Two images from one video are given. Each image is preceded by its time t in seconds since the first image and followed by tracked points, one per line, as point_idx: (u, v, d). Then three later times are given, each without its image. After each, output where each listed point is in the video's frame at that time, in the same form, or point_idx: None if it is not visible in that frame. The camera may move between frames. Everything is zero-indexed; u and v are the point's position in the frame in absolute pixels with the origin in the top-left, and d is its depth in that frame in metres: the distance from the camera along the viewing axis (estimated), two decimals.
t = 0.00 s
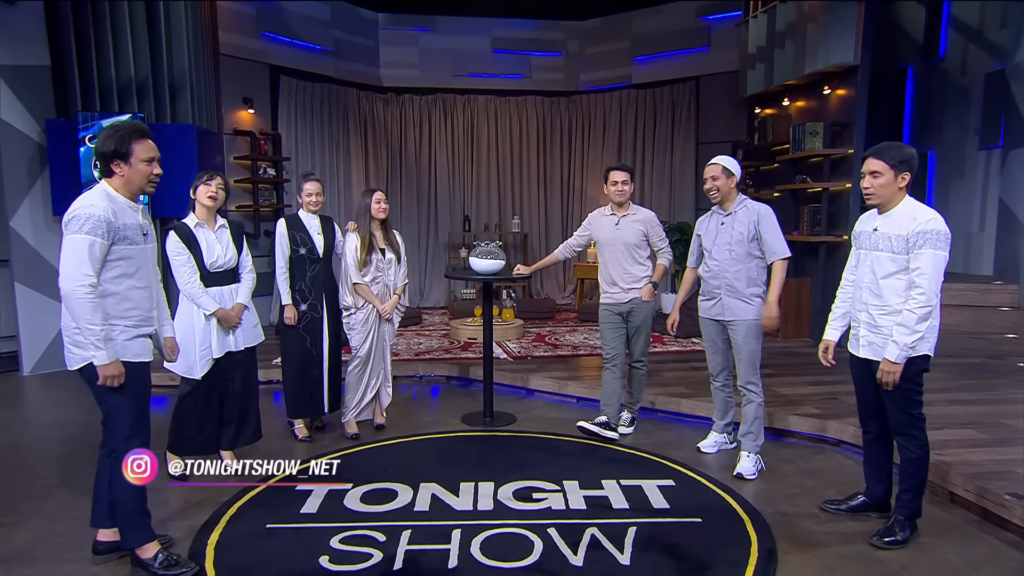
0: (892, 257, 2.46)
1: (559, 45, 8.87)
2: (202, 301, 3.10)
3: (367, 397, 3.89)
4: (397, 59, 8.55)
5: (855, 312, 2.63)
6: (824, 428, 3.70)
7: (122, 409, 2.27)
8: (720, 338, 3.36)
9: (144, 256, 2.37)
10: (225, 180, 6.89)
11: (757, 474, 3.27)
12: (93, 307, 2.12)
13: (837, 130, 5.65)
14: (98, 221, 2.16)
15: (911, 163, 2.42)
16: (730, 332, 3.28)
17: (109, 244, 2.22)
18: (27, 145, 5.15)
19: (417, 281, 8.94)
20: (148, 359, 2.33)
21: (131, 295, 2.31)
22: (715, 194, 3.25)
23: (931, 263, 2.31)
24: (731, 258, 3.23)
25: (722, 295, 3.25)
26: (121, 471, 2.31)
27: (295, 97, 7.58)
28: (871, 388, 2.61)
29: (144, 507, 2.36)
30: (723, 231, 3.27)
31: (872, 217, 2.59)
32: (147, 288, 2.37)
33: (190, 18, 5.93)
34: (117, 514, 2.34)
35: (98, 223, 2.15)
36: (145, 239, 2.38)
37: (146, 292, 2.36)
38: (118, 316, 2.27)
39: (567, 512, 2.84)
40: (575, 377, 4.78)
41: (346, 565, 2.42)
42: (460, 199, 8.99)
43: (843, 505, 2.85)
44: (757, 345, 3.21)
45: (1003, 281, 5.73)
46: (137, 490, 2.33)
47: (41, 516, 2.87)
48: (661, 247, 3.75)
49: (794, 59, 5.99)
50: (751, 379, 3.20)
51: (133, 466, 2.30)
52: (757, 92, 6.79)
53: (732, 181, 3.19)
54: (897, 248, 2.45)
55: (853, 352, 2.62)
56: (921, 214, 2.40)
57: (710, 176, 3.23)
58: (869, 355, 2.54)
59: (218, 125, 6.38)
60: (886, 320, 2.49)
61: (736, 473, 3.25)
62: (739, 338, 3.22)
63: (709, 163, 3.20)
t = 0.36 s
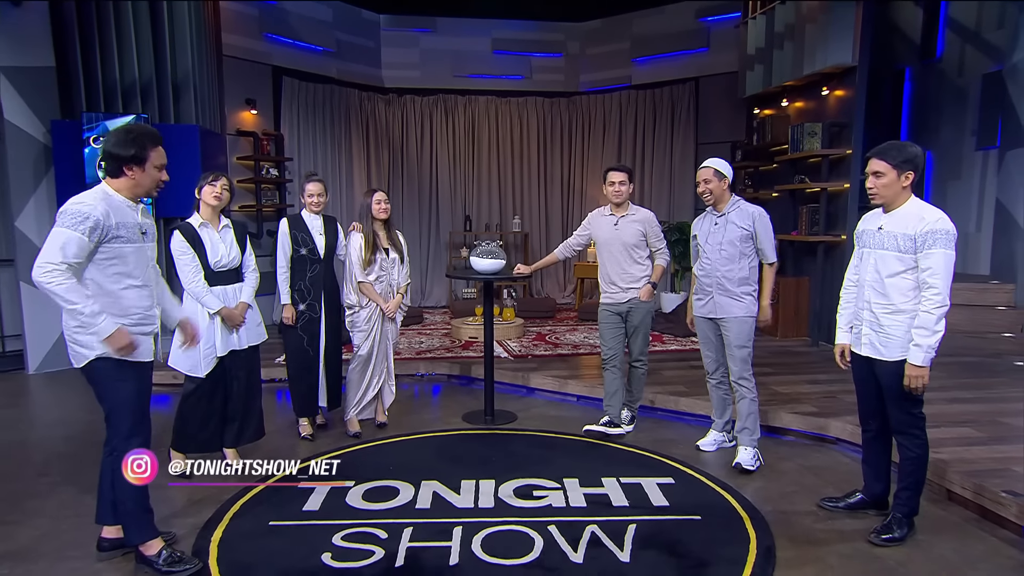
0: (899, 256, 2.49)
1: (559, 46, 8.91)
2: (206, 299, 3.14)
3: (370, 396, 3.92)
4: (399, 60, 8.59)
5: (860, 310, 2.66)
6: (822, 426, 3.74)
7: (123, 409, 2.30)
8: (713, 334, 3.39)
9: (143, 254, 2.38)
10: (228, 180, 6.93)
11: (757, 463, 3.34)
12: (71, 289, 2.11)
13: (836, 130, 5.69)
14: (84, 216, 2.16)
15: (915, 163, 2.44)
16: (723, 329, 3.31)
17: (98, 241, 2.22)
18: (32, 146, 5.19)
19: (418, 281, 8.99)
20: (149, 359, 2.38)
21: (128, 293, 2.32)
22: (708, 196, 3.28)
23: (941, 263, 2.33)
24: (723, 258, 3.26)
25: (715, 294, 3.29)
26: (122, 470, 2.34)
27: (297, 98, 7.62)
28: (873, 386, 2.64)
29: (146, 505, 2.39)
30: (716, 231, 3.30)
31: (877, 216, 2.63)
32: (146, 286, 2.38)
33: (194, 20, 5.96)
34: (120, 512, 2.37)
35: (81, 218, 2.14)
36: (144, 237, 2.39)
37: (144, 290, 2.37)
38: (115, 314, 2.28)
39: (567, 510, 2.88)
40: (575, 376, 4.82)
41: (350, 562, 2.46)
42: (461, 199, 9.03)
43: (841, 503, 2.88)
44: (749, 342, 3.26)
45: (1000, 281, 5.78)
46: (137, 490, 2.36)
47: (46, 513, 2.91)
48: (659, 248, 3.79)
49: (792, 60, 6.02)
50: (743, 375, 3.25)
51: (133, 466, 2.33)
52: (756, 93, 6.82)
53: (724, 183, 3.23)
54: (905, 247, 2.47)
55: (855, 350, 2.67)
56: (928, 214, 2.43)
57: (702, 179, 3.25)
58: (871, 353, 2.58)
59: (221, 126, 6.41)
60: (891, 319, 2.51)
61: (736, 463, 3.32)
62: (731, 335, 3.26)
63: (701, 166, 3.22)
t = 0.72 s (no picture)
0: (897, 253, 2.50)
1: (559, 44, 8.90)
2: (206, 297, 3.12)
3: (371, 393, 3.94)
4: (399, 58, 8.59)
5: (857, 306, 2.67)
6: (822, 423, 3.75)
7: (122, 405, 2.31)
8: (713, 331, 3.40)
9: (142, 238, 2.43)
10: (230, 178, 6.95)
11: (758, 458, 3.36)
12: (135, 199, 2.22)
13: (835, 128, 5.70)
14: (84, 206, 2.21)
15: (914, 159, 2.46)
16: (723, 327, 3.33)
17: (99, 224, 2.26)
18: (34, 144, 5.20)
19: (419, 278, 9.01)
20: (149, 348, 2.39)
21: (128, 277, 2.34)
22: (709, 194, 3.31)
23: (938, 259, 2.35)
24: (725, 255, 3.28)
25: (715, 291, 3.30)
26: (122, 471, 2.33)
27: (298, 96, 7.63)
28: (871, 385, 2.65)
29: (145, 503, 2.39)
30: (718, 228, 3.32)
31: (876, 213, 2.63)
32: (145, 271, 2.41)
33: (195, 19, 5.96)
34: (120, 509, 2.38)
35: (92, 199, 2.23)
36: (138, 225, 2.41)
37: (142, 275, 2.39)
38: (114, 302, 2.30)
39: (567, 506, 2.89)
40: (575, 373, 4.83)
41: (351, 559, 2.47)
42: (462, 197, 9.04)
43: (840, 500, 2.90)
44: (750, 339, 3.27)
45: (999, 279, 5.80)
46: (137, 489, 2.36)
47: (49, 510, 2.93)
48: (659, 246, 3.78)
49: (792, 58, 6.03)
50: (743, 371, 3.27)
51: (133, 466, 2.33)
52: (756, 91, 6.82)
53: (725, 182, 3.25)
54: (903, 244, 2.48)
55: (852, 346, 2.69)
56: (925, 210, 2.44)
57: (702, 177, 3.29)
58: (868, 349, 2.59)
59: (223, 124, 6.43)
60: (889, 316, 2.52)
61: (738, 457, 3.34)
62: (731, 332, 3.28)
63: (702, 165, 3.26)
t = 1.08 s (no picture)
0: (896, 249, 2.50)
1: (560, 41, 8.88)
2: (205, 293, 3.15)
3: (371, 391, 3.94)
4: (400, 55, 8.58)
5: (859, 303, 2.67)
6: (823, 421, 3.75)
7: (124, 401, 2.31)
8: (717, 329, 3.40)
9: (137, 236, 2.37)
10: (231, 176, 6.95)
11: (759, 461, 3.32)
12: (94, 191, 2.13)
13: (837, 125, 5.70)
14: (76, 204, 2.16)
15: (914, 156, 2.45)
16: (728, 325, 3.33)
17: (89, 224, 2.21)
18: (36, 142, 5.20)
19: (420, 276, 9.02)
20: (149, 344, 2.40)
21: (125, 274, 2.33)
22: (717, 190, 3.30)
23: (936, 255, 2.35)
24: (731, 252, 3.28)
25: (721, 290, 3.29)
26: (123, 470, 2.34)
27: (299, 93, 7.63)
28: (872, 382, 2.65)
29: (149, 498, 2.40)
30: (725, 225, 3.32)
31: (877, 210, 2.62)
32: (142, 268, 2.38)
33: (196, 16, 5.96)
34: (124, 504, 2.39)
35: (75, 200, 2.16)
36: (132, 222, 2.36)
37: (139, 272, 2.37)
38: (113, 300, 2.29)
39: (568, 503, 2.89)
40: (576, 371, 4.83)
41: (353, 556, 2.47)
42: (463, 195, 9.05)
43: (841, 497, 2.90)
44: (755, 337, 3.26)
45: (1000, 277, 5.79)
46: (139, 488, 2.37)
47: (51, 506, 2.93)
48: (660, 243, 3.77)
49: (794, 55, 6.02)
50: (748, 369, 3.25)
51: (133, 466, 2.33)
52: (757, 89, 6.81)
53: (734, 179, 3.23)
54: (903, 241, 2.48)
55: (853, 343, 2.69)
56: (925, 207, 2.43)
57: (712, 174, 3.27)
58: (867, 346, 2.59)
59: (223, 121, 6.42)
60: (887, 313, 2.52)
61: (739, 460, 3.31)
62: (737, 331, 3.27)
63: (712, 161, 3.23)
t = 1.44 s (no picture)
0: (897, 249, 2.50)
1: (561, 41, 8.88)
2: (205, 293, 3.16)
3: (371, 391, 3.94)
4: (401, 55, 8.58)
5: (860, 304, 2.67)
6: (824, 421, 3.75)
7: (115, 403, 2.29)
8: (722, 332, 3.40)
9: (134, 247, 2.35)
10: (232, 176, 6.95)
11: (758, 467, 3.30)
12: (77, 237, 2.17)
13: (838, 125, 5.70)
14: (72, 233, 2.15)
15: (914, 156, 2.45)
16: (734, 327, 3.32)
17: (82, 231, 2.20)
18: (36, 141, 5.21)
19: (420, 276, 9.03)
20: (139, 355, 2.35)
21: (116, 283, 2.30)
22: (731, 189, 3.28)
23: (937, 254, 2.34)
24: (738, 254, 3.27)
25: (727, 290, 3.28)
26: (121, 471, 2.33)
27: (300, 93, 7.63)
28: (872, 382, 2.65)
29: (142, 497, 2.38)
30: (734, 226, 3.31)
31: (878, 210, 2.62)
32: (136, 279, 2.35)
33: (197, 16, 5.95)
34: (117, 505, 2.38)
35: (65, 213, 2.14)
36: (132, 231, 2.34)
37: (133, 280, 2.34)
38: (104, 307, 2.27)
39: (569, 503, 2.89)
40: (576, 371, 4.83)
41: (353, 556, 2.47)
42: (464, 195, 9.06)
43: (841, 497, 2.90)
44: (761, 340, 3.23)
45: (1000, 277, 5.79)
46: (137, 489, 2.36)
47: (52, 506, 2.94)
48: (660, 243, 3.78)
49: (795, 55, 6.02)
50: (754, 373, 3.24)
51: (134, 466, 2.34)
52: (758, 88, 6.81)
53: (749, 178, 3.20)
54: (902, 241, 2.48)
55: (853, 343, 2.69)
56: (926, 207, 2.43)
57: (728, 171, 3.23)
58: (868, 346, 2.59)
59: (224, 121, 6.41)
60: (889, 312, 2.52)
61: (738, 467, 3.29)
62: (743, 334, 3.24)
63: (729, 158, 3.19)
